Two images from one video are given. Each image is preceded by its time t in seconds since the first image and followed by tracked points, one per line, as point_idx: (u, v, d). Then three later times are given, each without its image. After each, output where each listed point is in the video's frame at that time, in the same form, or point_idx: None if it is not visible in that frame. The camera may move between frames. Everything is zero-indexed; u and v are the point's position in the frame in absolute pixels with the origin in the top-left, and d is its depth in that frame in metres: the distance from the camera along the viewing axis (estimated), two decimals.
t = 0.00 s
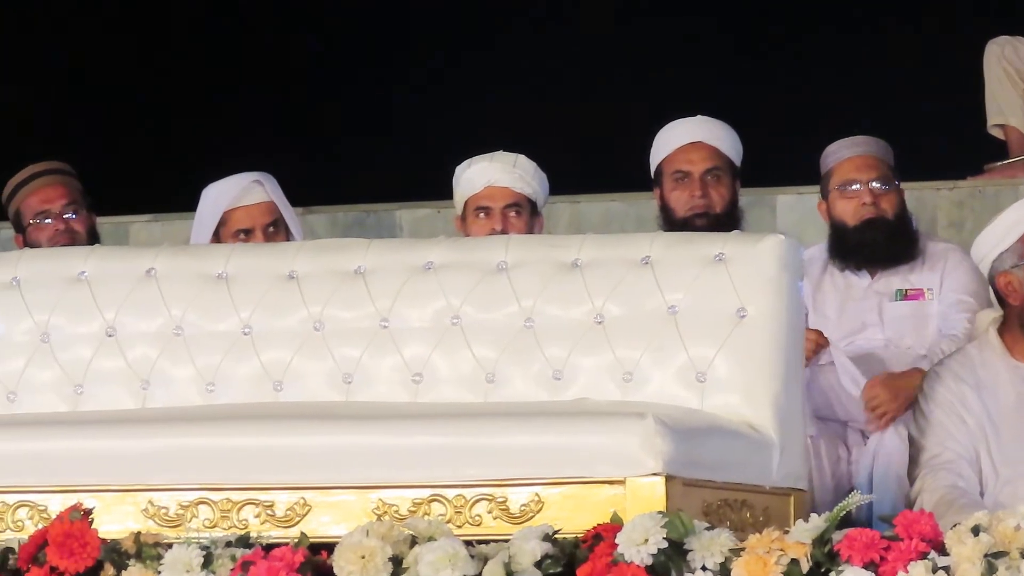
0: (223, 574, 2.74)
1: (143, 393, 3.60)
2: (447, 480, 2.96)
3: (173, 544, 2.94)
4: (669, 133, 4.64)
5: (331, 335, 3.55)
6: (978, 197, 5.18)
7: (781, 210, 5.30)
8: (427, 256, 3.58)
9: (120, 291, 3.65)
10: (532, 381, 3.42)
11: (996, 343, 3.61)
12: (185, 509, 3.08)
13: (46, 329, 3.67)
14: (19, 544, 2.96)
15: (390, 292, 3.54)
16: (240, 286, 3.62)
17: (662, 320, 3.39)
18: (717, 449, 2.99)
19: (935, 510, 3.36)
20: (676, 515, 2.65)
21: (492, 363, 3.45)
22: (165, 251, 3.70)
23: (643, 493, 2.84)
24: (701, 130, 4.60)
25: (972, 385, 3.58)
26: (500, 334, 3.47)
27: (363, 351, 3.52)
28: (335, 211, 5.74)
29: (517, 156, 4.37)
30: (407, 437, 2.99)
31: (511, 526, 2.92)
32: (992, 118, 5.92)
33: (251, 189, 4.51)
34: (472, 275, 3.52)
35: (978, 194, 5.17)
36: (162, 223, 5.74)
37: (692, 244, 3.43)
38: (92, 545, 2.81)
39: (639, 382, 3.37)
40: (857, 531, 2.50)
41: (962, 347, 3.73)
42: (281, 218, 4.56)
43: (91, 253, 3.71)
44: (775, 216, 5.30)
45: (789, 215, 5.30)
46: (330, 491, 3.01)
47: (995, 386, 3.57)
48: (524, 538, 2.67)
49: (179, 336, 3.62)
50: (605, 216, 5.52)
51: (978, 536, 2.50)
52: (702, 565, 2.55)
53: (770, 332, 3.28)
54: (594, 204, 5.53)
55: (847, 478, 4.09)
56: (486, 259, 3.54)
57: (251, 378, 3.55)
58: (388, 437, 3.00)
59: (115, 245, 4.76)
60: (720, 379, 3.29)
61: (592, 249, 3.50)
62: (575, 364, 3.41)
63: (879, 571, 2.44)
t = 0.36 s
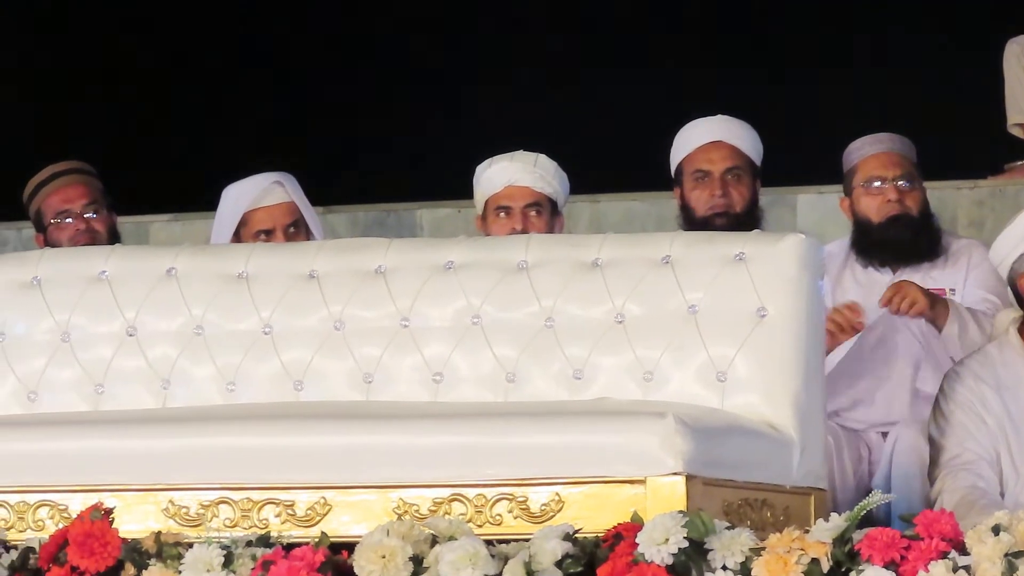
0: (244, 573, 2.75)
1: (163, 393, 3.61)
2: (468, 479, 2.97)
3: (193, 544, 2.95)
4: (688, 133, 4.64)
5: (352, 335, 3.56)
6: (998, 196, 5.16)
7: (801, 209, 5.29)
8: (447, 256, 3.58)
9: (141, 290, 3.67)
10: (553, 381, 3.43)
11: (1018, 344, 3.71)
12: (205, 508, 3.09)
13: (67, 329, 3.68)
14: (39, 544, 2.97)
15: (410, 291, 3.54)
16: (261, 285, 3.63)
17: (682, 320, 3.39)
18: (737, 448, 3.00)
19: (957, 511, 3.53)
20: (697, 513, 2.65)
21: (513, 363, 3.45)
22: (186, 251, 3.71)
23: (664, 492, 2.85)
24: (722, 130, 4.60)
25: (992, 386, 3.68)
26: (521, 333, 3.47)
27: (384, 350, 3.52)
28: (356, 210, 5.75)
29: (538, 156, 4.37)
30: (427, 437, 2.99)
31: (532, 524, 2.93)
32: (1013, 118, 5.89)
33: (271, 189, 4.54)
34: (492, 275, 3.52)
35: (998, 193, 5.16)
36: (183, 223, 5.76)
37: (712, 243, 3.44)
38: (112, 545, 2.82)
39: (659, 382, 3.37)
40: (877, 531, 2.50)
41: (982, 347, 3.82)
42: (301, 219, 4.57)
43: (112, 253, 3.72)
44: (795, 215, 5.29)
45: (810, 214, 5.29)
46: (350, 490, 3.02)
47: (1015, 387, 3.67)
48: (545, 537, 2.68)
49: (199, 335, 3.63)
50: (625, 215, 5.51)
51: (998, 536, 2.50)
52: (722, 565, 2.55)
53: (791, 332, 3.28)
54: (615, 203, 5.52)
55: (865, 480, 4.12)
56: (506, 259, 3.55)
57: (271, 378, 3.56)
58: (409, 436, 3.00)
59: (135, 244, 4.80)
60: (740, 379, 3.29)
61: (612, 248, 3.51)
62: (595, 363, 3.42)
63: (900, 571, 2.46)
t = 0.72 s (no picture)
0: None
1: (191, 396, 3.62)
2: (495, 482, 2.98)
3: (221, 547, 2.97)
4: (715, 136, 4.64)
5: (379, 338, 3.57)
6: None
7: (828, 212, 5.28)
8: (475, 259, 3.59)
9: (169, 293, 3.69)
10: (580, 383, 3.43)
11: None
12: (233, 511, 3.10)
13: (95, 332, 3.69)
14: (68, 546, 3.00)
15: (438, 294, 3.55)
16: (288, 289, 3.64)
17: (709, 322, 3.39)
18: (765, 451, 3.01)
19: (984, 514, 3.41)
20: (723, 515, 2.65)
21: (540, 366, 3.46)
22: (214, 254, 3.72)
23: (692, 496, 2.85)
24: (749, 133, 4.60)
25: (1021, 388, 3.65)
26: (548, 336, 3.48)
27: (411, 353, 3.53)
28: (383, 214, 5.76)
29: (565, 158, 4.38)
30: (454, 440, 3.00)
31: (559, 528, 2.93)
32: None
33: (298, 193, 4.56)
34: (520, 277, 3.53)
35: None
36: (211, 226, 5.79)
37: (739, 246, 3.44)
38: (140, 548, 2.84)
39: (686, 384, 3.36)
40: (904, 533, 2.53)
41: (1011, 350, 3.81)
42: (328, 222, 4.59)
43: (139, 256, 3.74)
44: (822, 218, 5.28)
45: (836, 217, 5.28)
46: (378, 493, 3.03)
47: None
48: (572, 540, 2.69)
49: (227, 339, 3.64)
50: (653, 218, 5.51)
51: None
52: (750, 568, 2.56)
53: (819, 336, 3.29)
54: (642, 206, 5.52)
55: (898, 482, 4.14)
56: (533, 261, 3.55)
57: (298, 381, 3.57)
58: (436, 438, 3.01)
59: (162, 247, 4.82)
60: (768, 382, 3.30)
61: (639, 251, 3.51)
62: (623, 366, 3.42)
63: (927, 574, 2.49)
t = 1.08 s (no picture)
0: None
1: (219, 397, 3.64)
2: (524, 483, 2.98)
3: (250, 547, 2.98)
4: (743, 136, 4.63)
5: (407, 338, 3.58)
6: None
7: (857, 212, 5.27)
8: (503, 259, 3.60)
9: (197, 293, 3.70)
10: (608, 384, 3.44)
11: None
12: (262, 512, 3.12)
13: (123, 333, 3.71)
14: (96, 547, 3.01)
15: (467, 295, 3.56)
16: (317, 290, 3.65)
17: (737, 323, 3.39)
18: (795, 451, 3.01)
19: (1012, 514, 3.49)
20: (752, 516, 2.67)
21: (568, 366, 3.47)
22: (242, 254, 3.73)
23: (720, 495, 2.87)
24: (776, 134, 4.59)
25: None
26: (576, 337, 3.48)
27: (439, 354, 3.54)
28: (411, 214, 5.77)
29: (595, 159, 4.38)
30: (483, 440, 3.01)
31: (587, 528, 2.94)
32: None
33: (326, 195, 4.58)
34: (549, 278, 3.54)
35: None
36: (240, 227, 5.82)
37: (767, 245, 3.44)
38: (169, 548, 2.86)
39: (715, 384, 3.37)
40: (932, 534, 2.55)
41: None
42: (356, 223, 4.61)
43: (168, 256, 3.76)
44: (850, 218, 5.26)
45: (864, 218, 5.27)
46: (406, 493, 3.04)
47: None
48: (601, 540, 2.70)
49: (255, 339, 3.65)
50: (682, 218, 5.51)
51: None
52: (777, 567, 2.57)
53: (848, 337, 3.31)
54: (670, 206, 5.52)
55: (926, 481, 4.15)
56: (562, 262, 3.56)
57: (326, 382, 3.59)
58: (463, 439, 3.03)
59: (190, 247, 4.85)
60: (796, 383, 3.31)
61: (667, 251, 3.51)
62: (651, 367, 3.43)
63: (955, 574, 2.50)
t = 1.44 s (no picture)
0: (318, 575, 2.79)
1: (236, 395, 3.65)
2: (541, 482, 2.99)
3: (267, 546, 2.99)
4: (760, 134, 4.62)
5: (425, 337, 3.58)
6: None
7: (875, 211, 5.25)
8: (520, 257, 3.60)
9: (214, 291, 3.71)
10: (626, 382, 3.44)
11: None
12: (279, 510, 3.12)
13: (141, 331, 3.72)
14: (112, 546, 3.02)
15: (484, 293, 3.57)
16: (335, 288, 3.66)
17: (755, 321, 3.40)
18: (812, 449, 3.02)
19: None
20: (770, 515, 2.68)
21: (586, 364, 3.47)
22: (259, 253, 3.74)
23: (737, 494, 2.87)
24: (793, 132, 4.58)
25: None
26: (594, 335, 3.48)
27: (457, 353, 3.55)
28: (428, 213, 5.78)
29: (612, 158, 4.38)
30: (499, 439, 3.02)
31: (605, 527, 2.95)
32: None
33: (342, 194, 4.58)
34: (566, 276, 3.54)
35: None
36: (257, 225, 5.83)
37: (785, 244, 3.45)
38: (186, 547, 2.87)
39: (733, 382, 3.37)
40: (950, 532, 2.55)
41: None
42: (373, 222, 4.61)
43: (185, 255, 3.76)
44: (869, 217, 5.25)
45: (883, 216, 5.25)
46: (424, 492, 3.05)
47: None
48: (618, 539, 2.70)
49: (273, 337, 3.66)
50: (700, 217, 5.50)
51: None
52: (795, 566, 2.58)
53: (866, 336, 3.31)
54: (689, 204, 5.51)
55: (944, 480, 4.16)
56: (579, 260, 3.56)
57: (344, 380, 3.59)
58: (480, 438, 3.03)
59: (207, 246, 4.87)
60: (813, 382, 3.31)
61: (685, 250, 3.51)
62: (669, 365, 3.43)
63: (973, 572, 2.50)
